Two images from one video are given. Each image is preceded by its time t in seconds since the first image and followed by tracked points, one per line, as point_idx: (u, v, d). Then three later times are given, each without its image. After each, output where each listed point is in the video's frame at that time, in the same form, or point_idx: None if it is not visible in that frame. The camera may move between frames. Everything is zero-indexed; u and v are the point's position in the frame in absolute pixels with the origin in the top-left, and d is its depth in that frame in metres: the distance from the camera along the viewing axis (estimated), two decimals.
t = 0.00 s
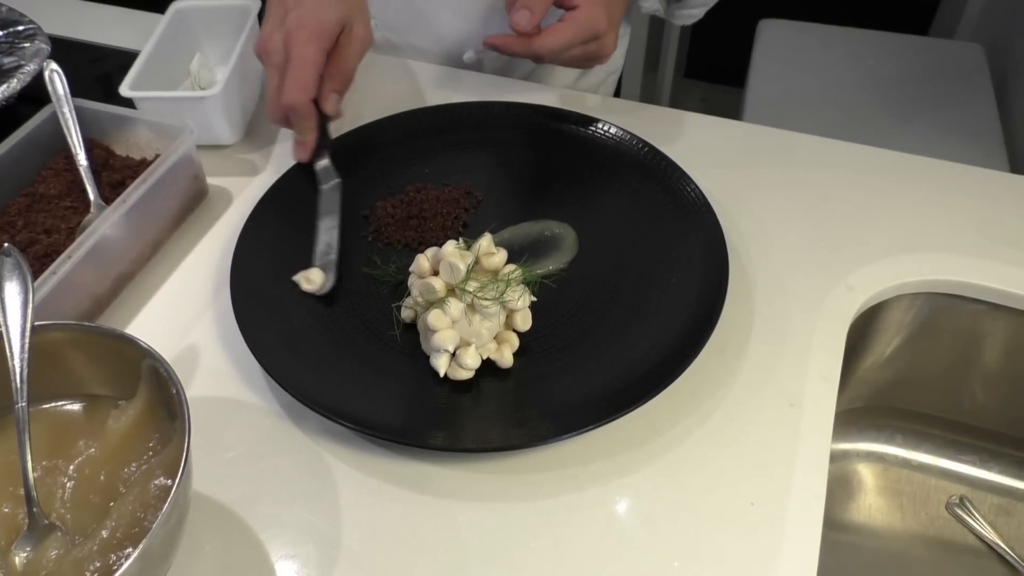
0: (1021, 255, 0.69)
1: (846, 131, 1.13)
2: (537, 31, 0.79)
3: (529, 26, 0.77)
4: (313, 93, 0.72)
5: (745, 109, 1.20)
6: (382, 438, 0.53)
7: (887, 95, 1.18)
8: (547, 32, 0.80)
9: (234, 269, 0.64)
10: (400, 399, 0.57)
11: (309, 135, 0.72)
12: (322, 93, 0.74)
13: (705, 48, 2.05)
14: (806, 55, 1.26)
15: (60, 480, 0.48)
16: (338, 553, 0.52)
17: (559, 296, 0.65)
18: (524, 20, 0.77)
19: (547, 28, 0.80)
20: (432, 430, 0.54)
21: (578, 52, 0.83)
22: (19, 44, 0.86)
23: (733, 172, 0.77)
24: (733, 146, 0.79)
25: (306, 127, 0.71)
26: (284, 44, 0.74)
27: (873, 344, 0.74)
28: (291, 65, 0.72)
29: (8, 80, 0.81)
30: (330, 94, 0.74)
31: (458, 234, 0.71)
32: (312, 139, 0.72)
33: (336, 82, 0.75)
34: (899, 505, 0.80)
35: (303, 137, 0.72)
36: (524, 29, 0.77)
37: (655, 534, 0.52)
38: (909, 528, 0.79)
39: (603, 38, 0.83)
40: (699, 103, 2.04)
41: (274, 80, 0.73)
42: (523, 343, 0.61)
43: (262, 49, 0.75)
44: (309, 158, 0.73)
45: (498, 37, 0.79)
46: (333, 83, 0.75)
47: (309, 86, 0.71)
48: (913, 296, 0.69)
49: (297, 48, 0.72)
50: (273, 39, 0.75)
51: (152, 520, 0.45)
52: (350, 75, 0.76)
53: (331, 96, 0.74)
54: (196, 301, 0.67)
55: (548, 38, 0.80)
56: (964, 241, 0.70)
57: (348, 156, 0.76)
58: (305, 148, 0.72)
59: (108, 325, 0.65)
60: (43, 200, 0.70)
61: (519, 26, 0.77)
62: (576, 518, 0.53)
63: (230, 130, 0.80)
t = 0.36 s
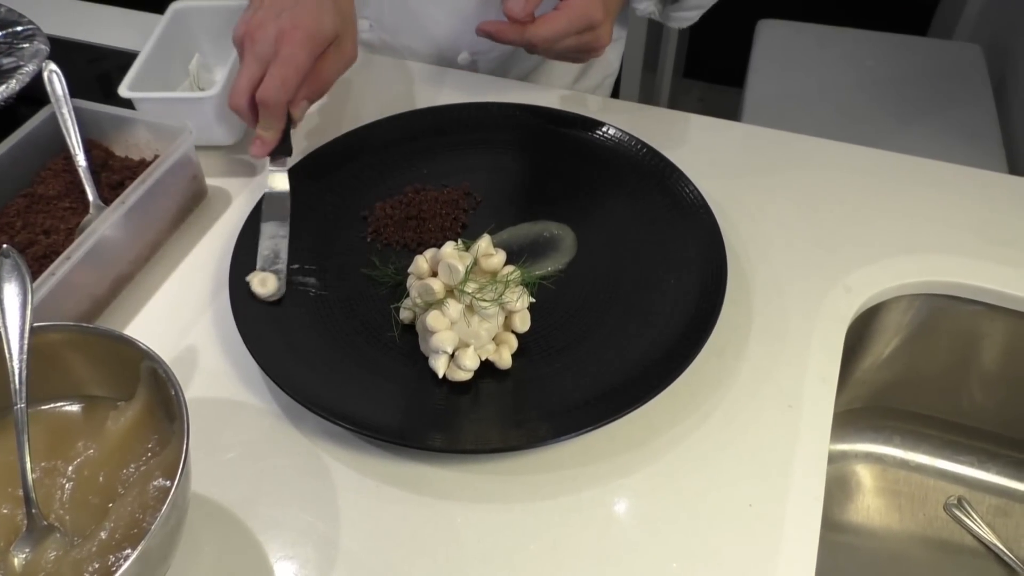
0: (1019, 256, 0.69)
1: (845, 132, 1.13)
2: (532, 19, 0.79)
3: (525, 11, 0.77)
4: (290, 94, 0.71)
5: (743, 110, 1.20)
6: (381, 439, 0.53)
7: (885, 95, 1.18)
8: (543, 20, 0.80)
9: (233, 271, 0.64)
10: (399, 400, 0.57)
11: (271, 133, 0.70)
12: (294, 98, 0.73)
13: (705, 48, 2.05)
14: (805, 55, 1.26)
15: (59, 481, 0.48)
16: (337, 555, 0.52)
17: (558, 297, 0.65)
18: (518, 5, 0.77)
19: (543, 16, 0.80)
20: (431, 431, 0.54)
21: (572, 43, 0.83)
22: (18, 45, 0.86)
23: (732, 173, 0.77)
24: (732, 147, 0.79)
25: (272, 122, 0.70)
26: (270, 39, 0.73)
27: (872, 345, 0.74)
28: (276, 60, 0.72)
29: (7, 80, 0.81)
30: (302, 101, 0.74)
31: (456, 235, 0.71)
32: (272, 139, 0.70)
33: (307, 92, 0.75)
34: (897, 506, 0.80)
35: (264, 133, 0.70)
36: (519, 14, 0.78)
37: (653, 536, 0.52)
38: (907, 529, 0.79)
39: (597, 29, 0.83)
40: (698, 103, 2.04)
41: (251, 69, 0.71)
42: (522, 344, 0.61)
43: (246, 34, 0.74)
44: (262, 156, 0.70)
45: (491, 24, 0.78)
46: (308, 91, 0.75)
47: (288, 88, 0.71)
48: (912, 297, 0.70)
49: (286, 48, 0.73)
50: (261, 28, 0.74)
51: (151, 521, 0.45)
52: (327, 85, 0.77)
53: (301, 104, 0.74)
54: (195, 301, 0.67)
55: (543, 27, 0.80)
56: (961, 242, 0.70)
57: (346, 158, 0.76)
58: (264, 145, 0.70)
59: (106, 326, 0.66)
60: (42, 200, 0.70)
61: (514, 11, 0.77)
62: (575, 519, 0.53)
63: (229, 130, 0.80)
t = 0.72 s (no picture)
0: (1018, 258, 0.69)
1: (845, 133, 1.13)
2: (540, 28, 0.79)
3: (534, 21, 0.78)
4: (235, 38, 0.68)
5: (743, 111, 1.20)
6: (381, 440, 0.53)
7: (885, 96, 1.18)
8: (551, 30, 0.80)
9: (233, 272, 0.64)
10: (399, 401, 0.57)
11: (215, 74, 0.65)
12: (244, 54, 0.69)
13: (704, 49, 2.05)
14: (804, 57, 1.27)
15: (59, 481, 0.48)
16: (337, 555, 0.52)
17: (558, 298, 0.65)
18: (526, 15, 0.78)
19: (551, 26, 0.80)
20: (431, 432, 0.54)
21: (580, 49, 0.83)
22: (18, 45, 0.86)
23: (731, 174, 0.77)
24: (732, 148, 0.80)
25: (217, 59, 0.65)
26: None
27: (871, 346, 0.74)
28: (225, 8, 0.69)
29: (8, 81, 0.81)
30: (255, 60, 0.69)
31: (456, 236, 0.71)
32: (216, 80, 0.65)
33: (263, 55, 0.70)
34: (896, 506, 0.80)
35: (207, 74, 0.65)
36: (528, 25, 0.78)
37: (653, 536, 0.52)
38: (906, 530, 0.79)
39: (603, 35, 0.83)
40: (697, 104, 2.04)
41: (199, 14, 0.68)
42: (522, 345, 0.61)
43: None
44: (204, 98, 0.64)
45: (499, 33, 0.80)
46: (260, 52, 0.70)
47: (236, 34, 0.68)
48: (911, 299, 0.70)
49: None
50: None
51: (151, 522, 0.45)
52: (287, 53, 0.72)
53: (251, 63, 0.69)
54: (195, 302, 0.67)
55: (551, 35, 0.80)
56: (960, 243, 0.70)
57: (347, 159, 0.76)
58: (206, 85, 0.64)
59: (106, 326, 0.66)
60: (42, 201, 0.70)
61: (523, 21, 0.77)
62: (574, 519, 0.53)
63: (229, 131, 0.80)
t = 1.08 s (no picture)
0: (1017, 258, 0.69)
1: (844, 134, 1.13)
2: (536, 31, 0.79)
3: (529, 25, 0.78)
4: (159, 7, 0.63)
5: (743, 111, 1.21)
6: (381, 439, 0.54)
7: (885, 97, 1.19)
8: (546, 33, 0.80)
9: (233, 271, 0.64)
10: (399, 401, 0.57)
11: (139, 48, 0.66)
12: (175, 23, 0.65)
13: (704, 49, 2.05)
14: (804, 57, 1.27)
15: (59, 480, 0.48)
16: (337, 555, 0.52)
17: (558, 298, 0.65)
18: (524, 19, 0.77)
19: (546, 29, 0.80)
20: (431, 431, 0.54)
21: (576, 52, 0.84)
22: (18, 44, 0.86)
23: (731, 174, 0.77)
24: (732, 149, 0.80)
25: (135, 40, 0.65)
26: None
27: (871, 346, 0.74)
28: None
29: (7, 80, 0.81)
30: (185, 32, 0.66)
31: (456, 236, 0.71)
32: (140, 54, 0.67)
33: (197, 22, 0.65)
34: (896, 507, 0.80)
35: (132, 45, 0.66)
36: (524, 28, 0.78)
37: (653, 536, 0.52)
38: (905, 530, 0.79)
39: (600, 38, 0.84)
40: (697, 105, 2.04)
41: None
42: (522, 345, 0.62)
43: None
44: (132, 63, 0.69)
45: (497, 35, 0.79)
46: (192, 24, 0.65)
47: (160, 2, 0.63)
48: (910, 299, 0.70)
49: None
50: None
51: (151, 521, 0.45)
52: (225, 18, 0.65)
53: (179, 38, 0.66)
54: (195, 301, 0.67)
55: (547, 39, 0.80)
56: (959, 244, 0.71)
57: (347, 158, 0.76)
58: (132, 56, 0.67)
59: (106, 326, 0.65)
60: (41, 200, 0.70)
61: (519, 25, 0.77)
62: (574, 519, 0.53)
63: (229, 131, 0.80)
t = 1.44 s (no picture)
0: (1015, 257, 0.69)
1: (843, 134, 1.13)
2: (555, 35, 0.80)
3: (548, 30, 0.79)
4: None
5: (742, 111, 1.21)
6: (381, 438, 0.54)
7: (884, 97, 1.19)
8: (565, 36, 0.81)
9: (233, 271, 0.64)
10: (399, 400, 0.57)
11: None
12: None
13: (704, 50, 2.06)
14: (803, 57, 1.27)
15: (58, 479, 0.48)
16: (336, 554, 0.52)
17: (557, 298, 0.65)
18: (541, 25, 0.79)
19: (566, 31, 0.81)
20: (430, 430, 0.54)
21: (596, 53, 0.84)
22: (18, 43, 0.86)
23: (731, 174, 0.77)
24: (731, 148, 0.80)
25: None
26: None
27: (870, 346, 0.74)
28: None
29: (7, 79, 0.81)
30: None
31: (455, 236, 0.71)
32: None
33: None
34: (895, 506, 0.80)
35: None
36: (542, 33, 0.79)
37: (652, 535, 0.53)
38: (903, 530, 0.79)
39: (619, 39, 0.84)
40: (696, 104, 2.04)
41: None
42: (521, 344, 0.62)
43: None
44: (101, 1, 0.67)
45: (517, 40, 0.81)
46: None
47: None
48: (908, 299, 0.70)
49: None
50: None
51: (150, 520, 0.45)
52: None
53: None
54: (194, 301, 0.67)
55: (566, 42, 0.81)
56: (958, 243, 0.71)
57: (345, 158, 0.76)
58: None
59: (105, 325, 0.65)
60: (41, 199, 0.70)
61: (538, 31, 0.79)
62: (574, 518, 0.53)
63: (229, 130, 0.80)
